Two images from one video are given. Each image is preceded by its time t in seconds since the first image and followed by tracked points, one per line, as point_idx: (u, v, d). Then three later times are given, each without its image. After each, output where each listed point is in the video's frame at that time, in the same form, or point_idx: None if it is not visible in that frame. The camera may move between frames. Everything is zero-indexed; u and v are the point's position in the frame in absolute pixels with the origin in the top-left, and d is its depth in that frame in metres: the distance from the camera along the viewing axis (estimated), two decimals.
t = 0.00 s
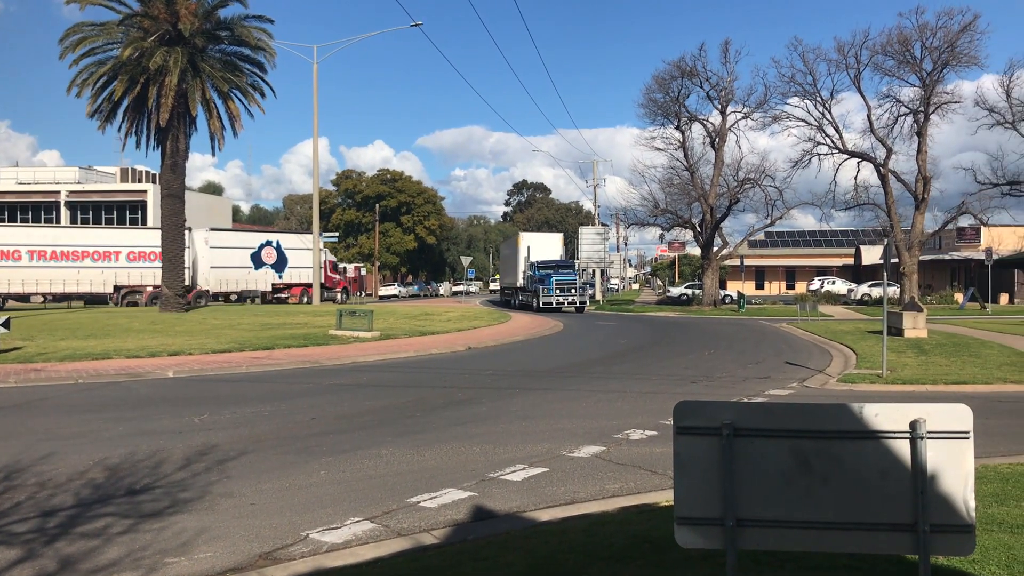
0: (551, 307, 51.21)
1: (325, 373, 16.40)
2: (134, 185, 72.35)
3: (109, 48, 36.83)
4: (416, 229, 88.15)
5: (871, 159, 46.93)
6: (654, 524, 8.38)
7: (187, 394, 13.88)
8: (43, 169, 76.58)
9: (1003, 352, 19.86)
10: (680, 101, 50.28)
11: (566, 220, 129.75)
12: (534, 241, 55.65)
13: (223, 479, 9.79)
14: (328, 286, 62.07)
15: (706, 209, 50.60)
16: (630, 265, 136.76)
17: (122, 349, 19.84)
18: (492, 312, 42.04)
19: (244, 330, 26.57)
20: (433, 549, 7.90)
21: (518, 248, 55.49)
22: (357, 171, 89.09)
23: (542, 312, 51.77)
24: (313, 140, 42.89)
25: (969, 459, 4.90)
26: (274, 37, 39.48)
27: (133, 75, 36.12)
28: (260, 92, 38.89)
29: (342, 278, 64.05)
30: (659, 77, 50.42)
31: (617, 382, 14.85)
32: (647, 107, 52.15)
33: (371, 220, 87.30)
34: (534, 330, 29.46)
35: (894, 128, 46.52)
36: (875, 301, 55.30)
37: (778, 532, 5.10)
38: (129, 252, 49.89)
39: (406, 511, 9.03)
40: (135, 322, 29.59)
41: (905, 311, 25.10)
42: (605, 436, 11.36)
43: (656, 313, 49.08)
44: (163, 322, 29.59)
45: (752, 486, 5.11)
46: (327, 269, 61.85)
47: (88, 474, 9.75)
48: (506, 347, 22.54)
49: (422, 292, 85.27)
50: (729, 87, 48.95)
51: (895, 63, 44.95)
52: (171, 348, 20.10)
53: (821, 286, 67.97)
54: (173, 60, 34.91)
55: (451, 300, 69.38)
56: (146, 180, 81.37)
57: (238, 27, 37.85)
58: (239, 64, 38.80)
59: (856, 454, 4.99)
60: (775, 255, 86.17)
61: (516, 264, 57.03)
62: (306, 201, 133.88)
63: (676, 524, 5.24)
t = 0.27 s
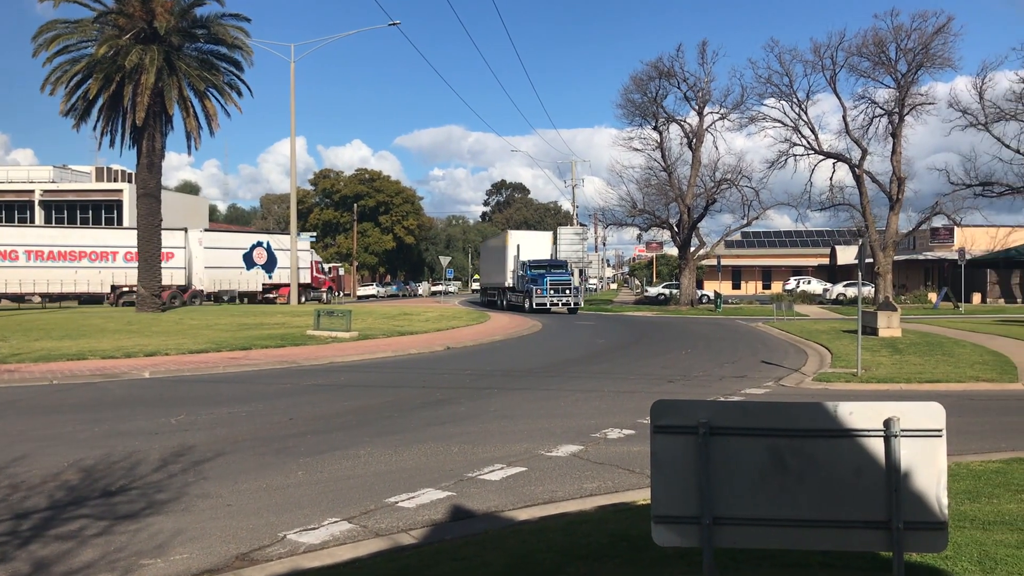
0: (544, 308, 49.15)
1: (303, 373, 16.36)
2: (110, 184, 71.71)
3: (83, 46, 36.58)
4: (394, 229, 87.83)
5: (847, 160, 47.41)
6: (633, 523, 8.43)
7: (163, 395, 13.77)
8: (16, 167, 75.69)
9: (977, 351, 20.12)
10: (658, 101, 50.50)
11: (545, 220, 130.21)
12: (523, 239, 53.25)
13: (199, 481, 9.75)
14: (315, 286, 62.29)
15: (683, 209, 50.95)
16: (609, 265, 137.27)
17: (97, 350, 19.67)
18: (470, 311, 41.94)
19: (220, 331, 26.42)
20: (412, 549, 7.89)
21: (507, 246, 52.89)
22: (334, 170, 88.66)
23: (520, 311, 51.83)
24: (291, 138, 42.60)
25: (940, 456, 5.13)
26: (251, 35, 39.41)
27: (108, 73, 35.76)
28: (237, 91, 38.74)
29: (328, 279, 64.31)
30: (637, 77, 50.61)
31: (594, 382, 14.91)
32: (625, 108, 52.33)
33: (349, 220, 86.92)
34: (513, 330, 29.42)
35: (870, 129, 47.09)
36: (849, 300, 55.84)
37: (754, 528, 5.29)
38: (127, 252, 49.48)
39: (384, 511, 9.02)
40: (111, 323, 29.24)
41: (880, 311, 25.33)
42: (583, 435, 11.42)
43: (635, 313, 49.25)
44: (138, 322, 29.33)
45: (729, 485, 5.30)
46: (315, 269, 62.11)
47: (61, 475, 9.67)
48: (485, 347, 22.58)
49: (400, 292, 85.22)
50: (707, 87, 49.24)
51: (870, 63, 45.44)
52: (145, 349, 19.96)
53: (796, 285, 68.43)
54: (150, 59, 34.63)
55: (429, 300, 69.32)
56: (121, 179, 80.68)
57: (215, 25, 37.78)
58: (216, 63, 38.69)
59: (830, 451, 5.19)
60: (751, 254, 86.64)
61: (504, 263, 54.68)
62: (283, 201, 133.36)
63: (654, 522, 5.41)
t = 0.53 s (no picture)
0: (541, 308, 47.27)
1: (282, 373, 16.30)
2: (86, 183, 71.00)
3: (59, 43, 36.20)
4: (374, 228, 87.84)
5: (825, 160, 47.80)
6: (612, 521, 8.46)
7: (139, 395, 13.67)
8: None
9: (951, 349, 20.37)
10: (637, 101, 50.66)
11: (525, 220, 130.54)
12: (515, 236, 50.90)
13: (176, 481, 9.69)
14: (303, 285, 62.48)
15: (662, 209, 51.18)
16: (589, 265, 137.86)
17: (72, 349, 19.48)
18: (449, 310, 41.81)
19: (197, 330, 26.25)
20: (391, 549, 7.87)
21: (498, 245, 50.80)
22: (313, 169, 88.19)
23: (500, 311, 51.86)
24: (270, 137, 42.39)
25: (916, 454, 5.24)
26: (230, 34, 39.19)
27: (85, 71, 35.47)
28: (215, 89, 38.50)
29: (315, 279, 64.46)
30: (617, 77, 50.73)
31: (573, 380, 14.96)
32: (604, 107, 52.43)
33: (328, 219, 86.65)
34: (494, 329, 29.37)
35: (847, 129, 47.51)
36: (826, 300, 56.24)
37: (731, 526, 5.37)
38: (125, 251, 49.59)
39: (363, 511, 9.00)
40: (86, 322, 28.90)
41: (856, 310, 25.58)
42: (562, 434, 11.45)
43: (614, 312, 49.40)
44: (114, 322, 29.08)
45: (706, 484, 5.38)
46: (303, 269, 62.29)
47: (36, 477, 9.58)
48: (465, 346, 22.59)
49: (380, 291, 85.21)
50: (686, 88, 49.45)
51: (847, 64, 45.80)
52: (121, 348, 19.79)
53: (774, 284, 68.80)
54: (127, 56, 34.38)
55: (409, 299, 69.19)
56: (97, 177, 79.91)
57: (193, 23, 37.53)
58: (194, 61, 38.41)
59: (807, 449, 5.28)
60: (730, 253, 87.04)
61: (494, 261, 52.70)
62: (262, 200, 132.63)
63: (632, 520, 5.47)
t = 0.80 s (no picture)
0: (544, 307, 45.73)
1: (265, 372, 16.24)
2: (67, 180, 70.41)
3: (39, 39, 35.84)
4: (358, 225, 87.67)
5: (808, 159, 48.03)
6: (595, 519, 8.47)
7: (120, 394, 13.58)
8: None
9: (932, 346, 20.54)
10: (621, 100, 50.74)
11: (509, 217, 130.72)
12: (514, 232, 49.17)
13: (158, 480, 9.64)
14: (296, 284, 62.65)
15: (646, 207, 51.29)
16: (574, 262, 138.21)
17: (52, 348, 19.32)
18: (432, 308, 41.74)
19: (179, 329, 26.08)
20: (374, 548, 7.85)
21: (496, 241, 49.04)
22: (296, 166, 87.75)
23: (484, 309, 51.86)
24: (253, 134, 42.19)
25: (897, 451, 5.26)
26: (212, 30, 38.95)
27: (65, 67, 35.19)
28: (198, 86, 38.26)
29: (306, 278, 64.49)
30: (601, 76, 50.80)
31: (556, 378, 14.99)
32: (589, 106, 52.49)
33: (312, 216, 86.35)
34: (477, 327, 29.35)
35: (829, 128, 47.79)
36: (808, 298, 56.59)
37: (713, 523, 5.39)
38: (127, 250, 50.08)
39: (346, 510, 8.98)
40: (67, 321, 28.67)
41: (839, 307, 25.76)
42: (546, 432, 11.47)
43: (599, 310, 49.47)
44: (95, 320, 28.86)
45: (688, 482, 5.39)
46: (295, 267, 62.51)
47: (15, 476, 9.49)
48: (449, 344, 22.59)
49: (364, 289, 85.19)
50: (669, 86, 49.58)
51: (830, 64, 46.04)
52: (102, 347, 19.65)
53: (758, 283, 68.94)
54: (108, 52, 34.13)
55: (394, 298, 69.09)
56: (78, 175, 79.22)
57: (175, 20, 37.26)
58: (176, 58, 38.14)
59: (789, 447, 5.31)
60: (714, 251, 87.44)
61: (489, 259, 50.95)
62: (245, 198, 132.01)
63: (616, 518, 5.48)
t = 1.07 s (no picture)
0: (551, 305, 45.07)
1: (254, 369, 16.22)
2: (54, 177, 70.03)
3: (26, 35, 35.60)
4: (347, 223, 87.56)
5: (796, 157, 48.22)
6: (584, 515, 8.50)
7: (108, 392, 13.54)
8: None
9: (919, 344, 20.68)
10: (610, 97, 50.79)
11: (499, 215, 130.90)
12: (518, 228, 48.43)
13: (147, 478, 9.62)
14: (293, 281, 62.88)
15: (635, 205, 51.37)
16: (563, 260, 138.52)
17: (39, 346, 19.23)
18: (422, 306, 41.69)
19: (167, 327, 25.99)
20: (363, 545, 7.85)
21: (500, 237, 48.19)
22: (285, 164, 87.57)
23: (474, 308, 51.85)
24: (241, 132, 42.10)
25: (883, 448, 5.31)
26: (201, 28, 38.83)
27: (52, 64, 35.02)
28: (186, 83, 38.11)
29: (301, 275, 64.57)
30: (590, 74, 50.83)
31: (545, 376, 15.04)
32: (578, 104, 52.51)
33: (301, 214, 86.15)
34: (466, 324, 29.39)
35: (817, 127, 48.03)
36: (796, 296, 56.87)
37: (702, 519, 5.42)
38: (136, 248, 51.59)
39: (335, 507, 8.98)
40: (54, 319, 28.52)
41: (827, 305, 25.92)
42: (536, 430, 11.49)
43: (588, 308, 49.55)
44: (83, 318, 28.72)
45: (677, 478, 5.41)
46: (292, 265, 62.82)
47: (2, 475, 9.45)
48: (439, 342, 22.61)
49: (353, 287, 85.23)
50: (659, 85, 49.67)
51: (818, 63, 46.20)
52: (89, 345, 19.56)
53: (745, 281, 68.76)
54: (95, 49, 33.98)
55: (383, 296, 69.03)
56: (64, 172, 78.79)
57: (163, 16, 37.10)
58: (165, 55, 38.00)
59: (777, 443, 5.34)
60: (702, 250, 87.72)
61: (493, 255, 50.14)
62: (233, 195, 131.65)
63: (605, 515, 5.50)
